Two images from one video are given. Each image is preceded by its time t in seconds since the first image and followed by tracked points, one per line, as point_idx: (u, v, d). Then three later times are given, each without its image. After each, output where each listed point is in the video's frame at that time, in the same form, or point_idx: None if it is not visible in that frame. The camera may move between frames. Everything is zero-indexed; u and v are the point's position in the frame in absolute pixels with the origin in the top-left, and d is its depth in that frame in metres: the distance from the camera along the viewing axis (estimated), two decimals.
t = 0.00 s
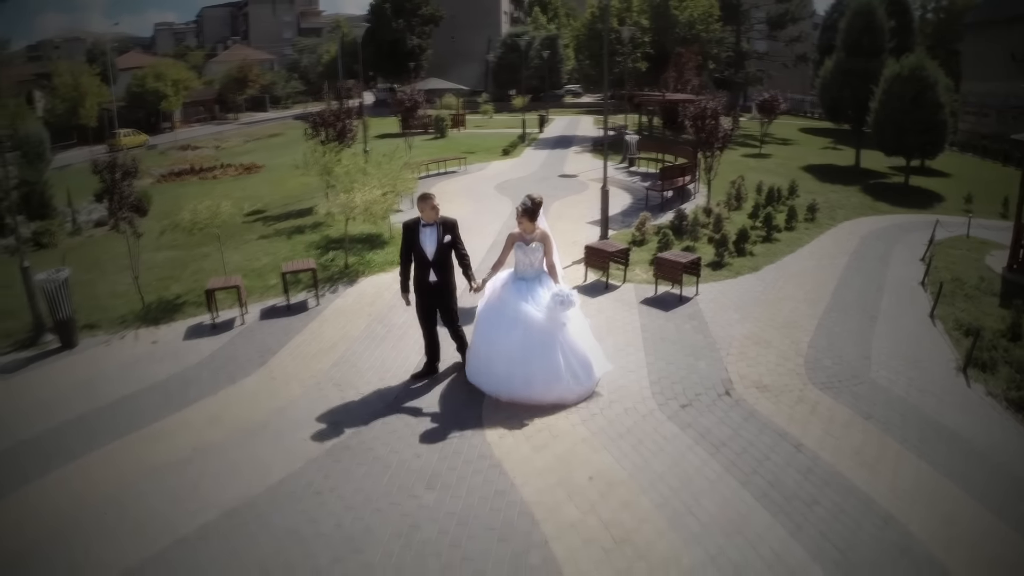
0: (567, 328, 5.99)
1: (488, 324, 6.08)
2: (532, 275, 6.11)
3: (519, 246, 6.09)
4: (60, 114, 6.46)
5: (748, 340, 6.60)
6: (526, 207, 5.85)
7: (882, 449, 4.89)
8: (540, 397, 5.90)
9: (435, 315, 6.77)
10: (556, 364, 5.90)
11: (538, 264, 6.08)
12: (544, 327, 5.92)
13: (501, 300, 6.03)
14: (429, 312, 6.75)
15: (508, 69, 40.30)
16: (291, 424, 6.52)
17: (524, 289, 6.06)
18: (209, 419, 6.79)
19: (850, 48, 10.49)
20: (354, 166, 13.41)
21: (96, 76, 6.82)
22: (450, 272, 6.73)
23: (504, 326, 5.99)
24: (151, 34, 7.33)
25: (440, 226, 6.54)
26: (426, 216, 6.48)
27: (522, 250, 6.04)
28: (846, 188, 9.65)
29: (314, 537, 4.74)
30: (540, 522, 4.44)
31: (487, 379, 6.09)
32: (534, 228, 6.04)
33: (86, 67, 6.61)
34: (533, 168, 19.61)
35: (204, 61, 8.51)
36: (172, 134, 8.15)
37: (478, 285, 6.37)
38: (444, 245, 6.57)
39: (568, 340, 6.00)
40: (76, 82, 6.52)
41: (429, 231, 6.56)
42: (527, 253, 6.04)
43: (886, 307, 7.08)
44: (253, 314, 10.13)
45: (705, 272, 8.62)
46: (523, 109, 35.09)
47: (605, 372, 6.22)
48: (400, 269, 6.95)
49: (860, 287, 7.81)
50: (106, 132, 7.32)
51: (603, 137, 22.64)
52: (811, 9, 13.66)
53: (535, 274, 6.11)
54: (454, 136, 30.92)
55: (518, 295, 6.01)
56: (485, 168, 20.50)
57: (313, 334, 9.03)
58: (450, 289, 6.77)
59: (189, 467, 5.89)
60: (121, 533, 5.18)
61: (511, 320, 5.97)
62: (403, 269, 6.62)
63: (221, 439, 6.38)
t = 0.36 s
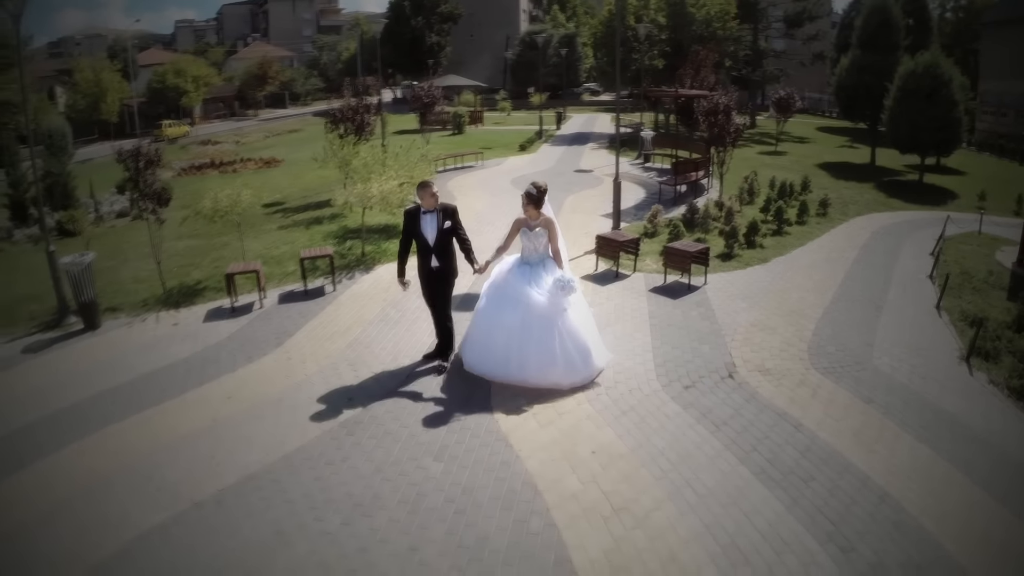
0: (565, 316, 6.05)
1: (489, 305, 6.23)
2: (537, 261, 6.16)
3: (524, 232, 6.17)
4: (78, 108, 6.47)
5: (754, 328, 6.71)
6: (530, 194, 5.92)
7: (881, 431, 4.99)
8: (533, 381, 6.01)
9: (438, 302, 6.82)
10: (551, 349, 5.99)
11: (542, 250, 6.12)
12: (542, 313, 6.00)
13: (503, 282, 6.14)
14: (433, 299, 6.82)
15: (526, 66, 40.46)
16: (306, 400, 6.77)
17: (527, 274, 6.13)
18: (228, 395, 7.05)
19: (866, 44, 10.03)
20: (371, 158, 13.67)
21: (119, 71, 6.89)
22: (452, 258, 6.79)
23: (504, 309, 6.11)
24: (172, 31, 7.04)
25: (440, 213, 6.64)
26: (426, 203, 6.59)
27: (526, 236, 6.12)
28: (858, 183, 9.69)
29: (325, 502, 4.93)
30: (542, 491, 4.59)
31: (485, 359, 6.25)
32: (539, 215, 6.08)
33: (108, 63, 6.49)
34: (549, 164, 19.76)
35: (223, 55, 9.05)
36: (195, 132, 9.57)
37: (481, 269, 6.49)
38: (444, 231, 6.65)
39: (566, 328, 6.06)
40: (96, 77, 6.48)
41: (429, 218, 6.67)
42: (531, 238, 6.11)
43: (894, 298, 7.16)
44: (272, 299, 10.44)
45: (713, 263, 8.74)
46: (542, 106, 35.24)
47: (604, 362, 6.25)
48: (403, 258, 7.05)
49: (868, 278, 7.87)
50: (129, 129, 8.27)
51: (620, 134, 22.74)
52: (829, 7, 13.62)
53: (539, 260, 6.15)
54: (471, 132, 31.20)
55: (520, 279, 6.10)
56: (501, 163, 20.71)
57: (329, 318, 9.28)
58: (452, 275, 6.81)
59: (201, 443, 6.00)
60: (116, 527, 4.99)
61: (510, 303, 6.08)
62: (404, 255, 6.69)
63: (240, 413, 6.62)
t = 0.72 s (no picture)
0: (558, 312, 5.90)
1: (487, 294, 6.23)
2: (536, 254, 6.07)
3: (527, 225, 6.10)
4: (95, 104, 7.21)
5: (757, 317, 6.83)
6: (537, 186, 5.82)
7: (880, 416, 5.08)
8: (520, 373, 5.95)
9: (439, 294, 6.85)
10: (539, 345, 5.88)
11: (542, 244, 6.02)
12: (533, 306, 5.90)
13: (501, 273, 6.12)
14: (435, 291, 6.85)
15: (541, 65, 40.57)
16: (320, 381, 6.98)
17: (526, 267, 6.06)
18: (243, 375, 7.29)
19: (878, 45, 10.14)
20: (385, 152, 13.90)
21: (138, 70, 7.88)
22: (455, 252, 6.78)
23: (499, 299, 6.09)
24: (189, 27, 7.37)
25: (447, 206, 6.67)
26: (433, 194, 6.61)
27: (528, 229, 6.05)
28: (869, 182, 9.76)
29: (336, 475, 5.10)
30: (546, 467, 4.73)
31: (478, 348, 6.28)
32: (544, 208, 5.99)
33: (122, 60, 6.79)
34: (561, 160, 19.88)
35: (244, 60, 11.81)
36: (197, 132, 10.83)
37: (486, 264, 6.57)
38: (450, 224, 6.66)
39: (558, 324, 5.91)
40: (112, 76, 6.81)
41: (435, 210, 6.69)
42: (532, 231, 6.03)
43: (899, 291, 7.24)
44: (287, 287, 10.69)
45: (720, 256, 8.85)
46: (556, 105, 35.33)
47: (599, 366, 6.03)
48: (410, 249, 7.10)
49: (874, 272, 7.93)
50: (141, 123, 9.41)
51: (632, 132, 22.84)
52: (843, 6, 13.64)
53: (539, 253, 6.06)
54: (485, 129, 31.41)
55: (517, 272, 6.05)
56: (514, 159, 20.90)
57: (343, 304, 9.49)
58: (455, 268, 6.80)
59: (217, 420, 6.22)
60: (115, 504, 4.98)
61: (505, 294, 6.05)
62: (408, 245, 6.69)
63: (254, 392, 6.85)
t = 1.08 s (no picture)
0: (547, 304, 5.93)
1: (487, 285, 6.40)
2: (531, 247, 6.13)
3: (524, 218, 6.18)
4: (108, 101, 8.17)
5: (758, 307, 6.96)
6: (536, 179, 5.92)
7: (876, 402, 5.18)
8: (509, 363, 6.05)
9: (439, 284, 6.96)
10: (526, 336, 5.95)
11: (536, 236, 6.08)
12: (523, 297, 6.00)
13: (499, 264, 6.26)
14: (432, 281, 6.96)
15: (553, 65, 40.72)
16: (331, 364, 7.18)
17: (521, 258, 6.15)
18: (256, 359, 7.50)
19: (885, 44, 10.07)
20: (397, 147, 14.13)
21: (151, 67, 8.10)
22: (458, 242, 6.92)
23: (495, 290, 6.24)
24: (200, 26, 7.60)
25: (453, 197, 6.77)
26: (440, 185, 6.71)
27: (524, 221, 6.11)
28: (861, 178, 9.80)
29: (344, 451, 5.27)
30: (547, 445, 4.88)
31: (478, 337, 6.45)
32: (541, 201, 6.04)
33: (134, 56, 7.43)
34: (570, 157, 20.03)
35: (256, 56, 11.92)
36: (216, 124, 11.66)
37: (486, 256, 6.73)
38: (455, 216, 6.77)
39: (546, 317, 5.92)
40: (125, 71, 7.83)
41: (441, 201, 6.79)
42: (527, 224, 6.09)
43: (900, 284, 7.32)
44: (300, 277, 10.93)
45: (724, 249, 8.98)
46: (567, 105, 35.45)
47: (590, 363, 6.02)
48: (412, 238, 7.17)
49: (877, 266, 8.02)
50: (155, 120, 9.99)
51: (642, 131, 22.94)
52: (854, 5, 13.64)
53: (535, 246, 6.12)
54: (497, 128, 31.61)
55: (513, 263, 6.16)
56: (524, 157, 21.07)
57: (354, 293, 9.70)
58: (457, 258, 6.95)
59: (232, 400, 6.44)
60: (119, 490, 5.04)
61: (500, 284, 6.20)
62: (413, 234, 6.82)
63: (267, 375, 7.06)
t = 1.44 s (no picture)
0: (542, 293, 6.04)
1: (481, 276, 6.49)
2: (526, 237, 6.28)
3: (519, 209, 6.32)
4: (117, 100, 8.38)
5: (755, 298, 7.11)
6: (525, 171, 6.02)
7: (869, 387, 5.29)
8: (504, 352, 6.12)
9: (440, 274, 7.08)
10: (522, 326, 6.03)
11: (531, 226, 6.23)
12: (519, 286, 6.10)
13: (493, 255, 6.36)
14: (433, 270, 7.07)
15: (560, 64, 40.81)
16: (338, 350, 7.36)
17: (515, 249, 6.27)
18: (264, 345, 7.68)
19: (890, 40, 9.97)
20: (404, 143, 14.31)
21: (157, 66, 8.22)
22: (459, 232, 7.02)
23: (490, 280, 6.33)
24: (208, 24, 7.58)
25: (453, 188, 6.82)
26: (441, 177, 6.74)
27: (518, 213, 6.26)
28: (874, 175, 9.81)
29: (350, 430, 5.46)
30: (546, 425, 5.04)
31: (472, 328, 6.52)
32: (532, 192, 6.19)
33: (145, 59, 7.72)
34: (575, 155, 20.19)
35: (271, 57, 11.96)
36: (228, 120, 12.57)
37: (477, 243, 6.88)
38: (456, 207, 6.85)
39: (542, 305, 6.03)
40: (136, 71, 7.92)
41: (442, 192, 6.84)
42: (521, 215, 6.24)
43: (898, 277, 7.40)
44: (307, 268, 11.11)
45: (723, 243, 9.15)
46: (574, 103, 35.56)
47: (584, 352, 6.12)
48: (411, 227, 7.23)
49: (876, 260, 8.12)
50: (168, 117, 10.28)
51: (647, 129, 23.06)
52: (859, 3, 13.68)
53: (529, 236, 6.27)
54: (504, 126, 31.77)
55: (508, 254, 6.27)
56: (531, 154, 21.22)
57: (360, 283, 9.87)
58: (457, 249, 7.08)
59: (241, 383, 6.63)
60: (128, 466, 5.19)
61: (494, 274, 6.30)
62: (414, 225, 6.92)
63: (275, 359, 7.24)
